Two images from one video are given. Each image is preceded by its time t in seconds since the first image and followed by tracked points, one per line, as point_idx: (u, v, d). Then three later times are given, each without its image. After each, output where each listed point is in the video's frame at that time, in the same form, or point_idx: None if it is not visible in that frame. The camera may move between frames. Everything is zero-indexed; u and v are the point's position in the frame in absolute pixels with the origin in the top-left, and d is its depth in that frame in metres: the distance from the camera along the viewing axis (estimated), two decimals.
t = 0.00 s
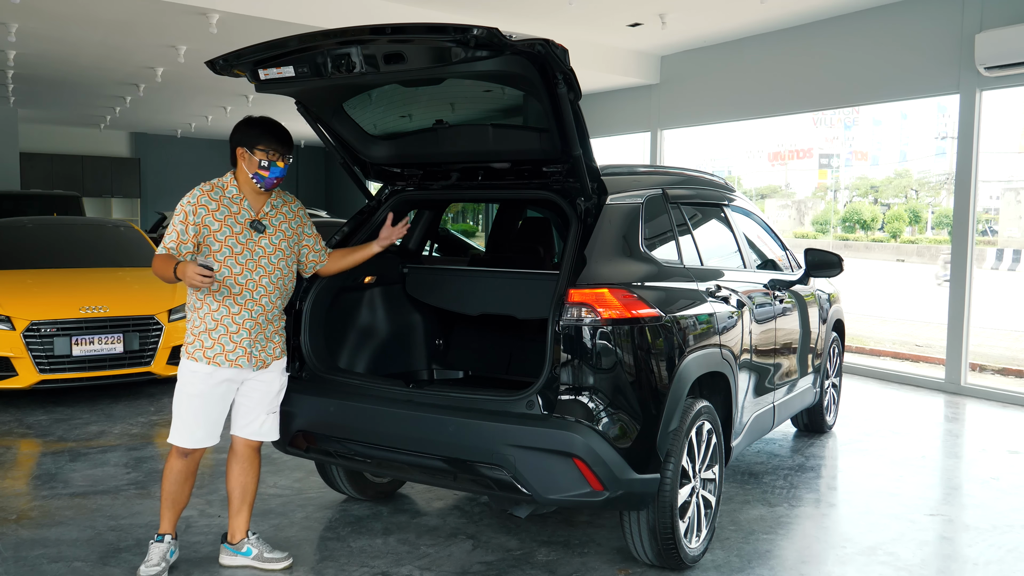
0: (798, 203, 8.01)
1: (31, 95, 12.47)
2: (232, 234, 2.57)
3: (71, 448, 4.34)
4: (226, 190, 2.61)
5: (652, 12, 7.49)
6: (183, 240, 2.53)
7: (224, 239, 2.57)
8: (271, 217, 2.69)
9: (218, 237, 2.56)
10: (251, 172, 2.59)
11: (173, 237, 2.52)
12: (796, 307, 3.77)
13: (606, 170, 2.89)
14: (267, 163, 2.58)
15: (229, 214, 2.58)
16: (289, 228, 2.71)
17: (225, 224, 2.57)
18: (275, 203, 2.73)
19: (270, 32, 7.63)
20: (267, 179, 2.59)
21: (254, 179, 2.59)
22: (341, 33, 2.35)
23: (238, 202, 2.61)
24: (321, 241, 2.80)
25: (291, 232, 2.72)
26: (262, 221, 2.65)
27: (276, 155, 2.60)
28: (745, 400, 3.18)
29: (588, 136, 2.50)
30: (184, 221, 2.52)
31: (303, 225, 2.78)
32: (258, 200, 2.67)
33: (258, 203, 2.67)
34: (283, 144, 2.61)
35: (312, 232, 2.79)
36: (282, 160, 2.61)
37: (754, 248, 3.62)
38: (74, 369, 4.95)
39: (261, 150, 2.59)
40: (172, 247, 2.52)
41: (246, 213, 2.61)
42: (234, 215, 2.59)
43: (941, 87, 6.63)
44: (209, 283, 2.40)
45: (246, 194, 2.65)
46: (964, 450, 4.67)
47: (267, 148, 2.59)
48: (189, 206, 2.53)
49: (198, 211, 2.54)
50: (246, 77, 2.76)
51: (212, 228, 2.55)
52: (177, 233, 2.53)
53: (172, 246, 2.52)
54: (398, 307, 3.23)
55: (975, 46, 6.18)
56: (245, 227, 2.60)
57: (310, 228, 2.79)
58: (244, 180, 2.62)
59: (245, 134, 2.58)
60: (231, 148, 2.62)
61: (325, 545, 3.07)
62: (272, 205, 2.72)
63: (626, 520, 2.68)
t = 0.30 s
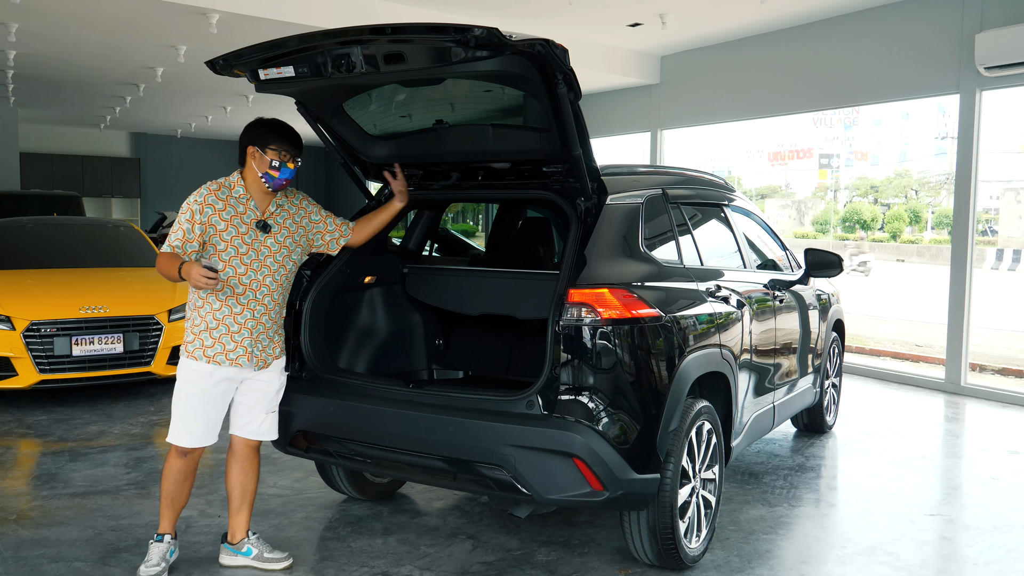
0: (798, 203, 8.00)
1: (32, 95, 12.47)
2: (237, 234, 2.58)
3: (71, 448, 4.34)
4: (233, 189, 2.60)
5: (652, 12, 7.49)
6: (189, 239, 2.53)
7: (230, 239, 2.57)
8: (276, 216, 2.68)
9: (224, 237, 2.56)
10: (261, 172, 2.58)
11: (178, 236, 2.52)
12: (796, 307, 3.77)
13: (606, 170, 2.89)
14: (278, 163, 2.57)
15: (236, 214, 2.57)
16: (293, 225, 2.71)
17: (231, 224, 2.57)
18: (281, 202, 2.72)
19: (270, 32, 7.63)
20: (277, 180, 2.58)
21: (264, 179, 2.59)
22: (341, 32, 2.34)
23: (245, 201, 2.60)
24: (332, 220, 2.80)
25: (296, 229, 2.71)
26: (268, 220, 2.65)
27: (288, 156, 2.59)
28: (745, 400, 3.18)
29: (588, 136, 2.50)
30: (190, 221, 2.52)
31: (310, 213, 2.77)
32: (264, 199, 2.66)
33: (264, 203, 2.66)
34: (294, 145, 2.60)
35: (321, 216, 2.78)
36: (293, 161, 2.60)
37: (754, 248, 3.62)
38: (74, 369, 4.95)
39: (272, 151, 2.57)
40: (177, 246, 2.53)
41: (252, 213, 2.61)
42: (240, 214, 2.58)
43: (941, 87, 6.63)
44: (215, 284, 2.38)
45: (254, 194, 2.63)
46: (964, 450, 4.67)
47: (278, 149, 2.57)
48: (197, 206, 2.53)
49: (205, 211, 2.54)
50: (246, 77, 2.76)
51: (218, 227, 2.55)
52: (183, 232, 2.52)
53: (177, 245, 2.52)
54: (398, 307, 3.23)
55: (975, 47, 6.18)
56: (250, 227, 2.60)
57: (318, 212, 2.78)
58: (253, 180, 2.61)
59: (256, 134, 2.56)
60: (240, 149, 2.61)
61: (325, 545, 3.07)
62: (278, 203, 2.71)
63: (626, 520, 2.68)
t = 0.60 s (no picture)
0: (798, 203, 8.00)
1: (32, 95, 12.48)
2: (238, 237, 2.57)
3: (71, 448, 4.34)
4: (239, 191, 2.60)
5: (652, 12, 7.49)
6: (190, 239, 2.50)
7: (231, 240, 2.56)
8: (279, 222, 2.68)
9: (225, 238, 2.55)
10: (272, 176, 2.60)
11: (180, 234, 2.48)
12: (796, 307, 3.77)
13: (606, 170, 2.89)
14: (290, 169, 2.61)
15: (238, 216, 2.57)
16: (295, 233, 2.71)
17: (234, 225, 2.56)
18: (284, 209, 2.72)
19: (270, 32, 7.63)
20: (289, 185, 2.61)
21: (274, 184, 2.60)
22: (341, 32, 2.34)
23: (249, 204, 2.60)
24: (335, 236, 2.82)
25: (297, 237, 2.72)
26: (270, 226, 2.65)
27: (299, 162, 2.63)
28: (745, 400, 3.18)
29: (588, 136, 2.50)
30: (194, 218, 2.50)
31: (313, 223, 2.77)
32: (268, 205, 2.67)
33: (269, 208, 2.66)
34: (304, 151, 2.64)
35: (323, 229, 2.79)
36: (304, 167, 2.64)
37: (754, 248, 3.62)
38: (74, 370, 4.95)
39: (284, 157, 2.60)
40: (178, 244, 2.49)
41: (255, 217, 2.61)
42: (243, 217, 2.58)
43: (941, 87, 6.63)
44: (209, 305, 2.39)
45: (258, 197, 2.64)
46: (964, 450, 4.67)
47: (290, 154, 2.60)
48: (202, 205, 2.51)
49: (209, 210, 2.52)
50: (246, 77, 2.76)
51: (220, 228, 2.54)
52: (184, 231, 2.49)
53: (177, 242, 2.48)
54: (398, 307, 3.23)
55: (975, 46, 6.19)
56: (252, 230, 2.60)
57: (321, 225, 2.79)
58: (260, 182, 2.61)
59: (268, 139, 2.59)
60: (248, 154, 2.61)
61: (325, 545, 3.07)
62: (280, 210, 2.71)
63: (626, 520, 2.68)
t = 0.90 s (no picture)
0: (798, 203, 8.00)
1: (32, 95, 12.48)
2: (230, 233, 2.57)
3: (71, 448, 4.34)
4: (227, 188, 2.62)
5: (652, 12, 7.49)
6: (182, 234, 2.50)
7: (223, 237, 2.57)
8: (268, 220, 2.73)
9: (216, 234, 2.56)
10: (262, 173, 2.62)
11: (172, 230, 2.48)
12: (796, 307, 3.77)
13: (606, 170, 2.89)
14: (279, 167, 2.62)
15: (229, 213, 2.58)
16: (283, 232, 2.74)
17: (225, 222, 2.57)
18: (272, 208, 2.77)
19: (270, 32, 7.63)
20: (277, 183, 2.62)
21: (263, 180, 2.62)
22: (341, 32, 2.35)
23: (239, 202, 2.62)
24: (317, 239, 2.81)
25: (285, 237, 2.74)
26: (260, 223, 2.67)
27: (288, 161, 2.65)
28: (745, 400, 3.18)
29: (588, 136, 2.50)
30: (184, 216, 2.50)
31: (298, 224, 2.80)
32: (257, 203, 2.69)
33: (259, 205, 2.69)
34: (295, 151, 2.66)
35: (307, 230, 2.81)
36: (293, 166, 2.66)
37: (754, 248, 3.62)
38: (74, 369, 4.95)
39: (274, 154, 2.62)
40: (169, 240, 2.48)
41: (245, 214, 2.62)
42: (233, 213, 2.59)
43: (941, 87, 6.63)
44: (207, 286, 2.37)
45: (247, 195, 2.66)
46: (964, 450, 4.67)
47: (279, 152, 2.62)
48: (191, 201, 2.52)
49: (200, 206, 2.53)
50: (246, 77, 2.76)
51: (212, 224, 2.55)
52: (176, 226, 2.49)
53: (169, 238, 2.48)
54: (398, 307, 3.23)
55: (975, 46, 6.19)
56: (243, 227, 2.61)
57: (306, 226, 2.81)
58: (250, 178, 2.64)
59: (260, 137, 2.60)
60: (239, 150, 2.63)
61: (325, 545, 3.07)
62: (269, 208, 2.75)
63: (626, 520, 2.68)
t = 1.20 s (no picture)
0: (797, 203, 8.00)
1: (33, 95, 12.48)
2: (200, 233, 2.60)
3: (71, 448, 4.34)
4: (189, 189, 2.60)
5: (652, 12, 7.49)
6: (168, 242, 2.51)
7: (193, 237, 2.59)
8: (233, 216, 2.72)
9: (188, 235, 2.57)
10: (218, 174, 2.57)
11: (154, 239, 2.47)
12: (796, 307, 3.78)
13: (606, 170, 2.89)
14: (235, 168, 2.57)
15: (196, 213, 2.60)
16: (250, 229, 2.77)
17: (194, 223, 2.59)
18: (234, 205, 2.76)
19: (270, 32, 7.63)
20: (235, 184, 2.58)
21: (220, 181, 2.58)
22: (341, 32, 2.35)
23: (203, 202, 2.62)
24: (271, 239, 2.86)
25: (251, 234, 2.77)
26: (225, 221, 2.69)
27: (246, 161, 2.60)
28: (745, 400, 3.18)
29: (588, 136, 2.50)
30: (161, 222, 2.49)
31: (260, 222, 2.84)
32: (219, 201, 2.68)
33: (221, 203, 2.68)
34: (253, 150, 2.60)
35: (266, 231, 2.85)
36: (250, 166, 2.61)
37: (753, 248, 3.62)
38: (74, 369, 4.95)
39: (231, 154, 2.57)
40: (160, 251, 2.48)
41: (210, 214, 2.64)
42: (200, 213, 2.61)
43: (941, 87, 6.63)
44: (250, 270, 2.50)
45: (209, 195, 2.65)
46: (964, 450, 4.67)
47: (237, 152, 2.57)
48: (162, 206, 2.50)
49: (172, 210, 2.53)
50: (246, 77, 2.76)
51: (183, 226, 2.56)
52: (160, 235, 2.48)
53: (160, 248, 2.48)
54: (398, 307, 3.23)
55: (975, 46, 6.19)
56: (210, 226, 2.63)
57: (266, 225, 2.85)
58: (207, 178, 2.60)
59: (219, 136, 2.55)
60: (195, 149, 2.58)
61: (325, 545, 3.07)
62: (232, 205, 2.74)
63: (626, 520, 2.68)
